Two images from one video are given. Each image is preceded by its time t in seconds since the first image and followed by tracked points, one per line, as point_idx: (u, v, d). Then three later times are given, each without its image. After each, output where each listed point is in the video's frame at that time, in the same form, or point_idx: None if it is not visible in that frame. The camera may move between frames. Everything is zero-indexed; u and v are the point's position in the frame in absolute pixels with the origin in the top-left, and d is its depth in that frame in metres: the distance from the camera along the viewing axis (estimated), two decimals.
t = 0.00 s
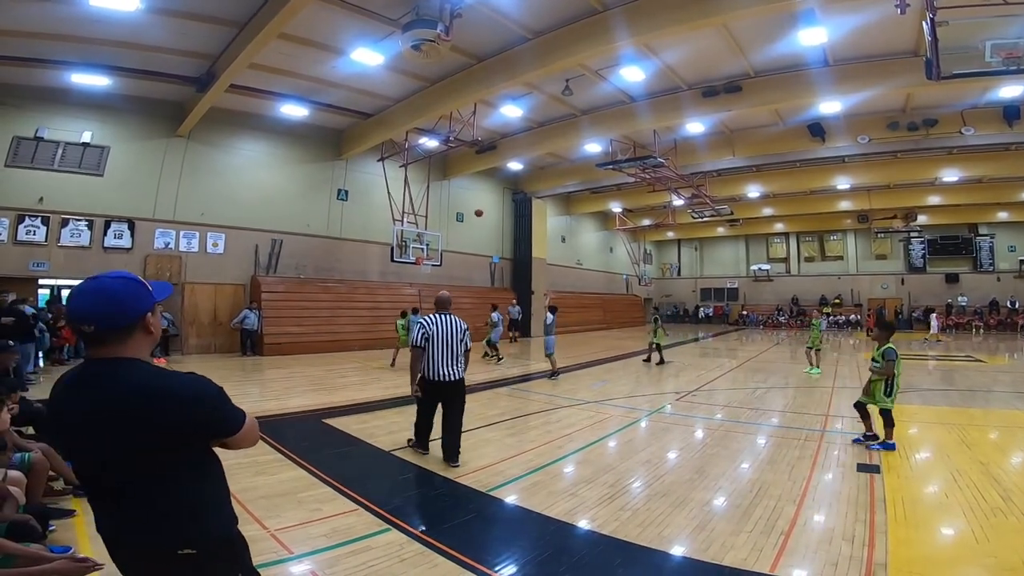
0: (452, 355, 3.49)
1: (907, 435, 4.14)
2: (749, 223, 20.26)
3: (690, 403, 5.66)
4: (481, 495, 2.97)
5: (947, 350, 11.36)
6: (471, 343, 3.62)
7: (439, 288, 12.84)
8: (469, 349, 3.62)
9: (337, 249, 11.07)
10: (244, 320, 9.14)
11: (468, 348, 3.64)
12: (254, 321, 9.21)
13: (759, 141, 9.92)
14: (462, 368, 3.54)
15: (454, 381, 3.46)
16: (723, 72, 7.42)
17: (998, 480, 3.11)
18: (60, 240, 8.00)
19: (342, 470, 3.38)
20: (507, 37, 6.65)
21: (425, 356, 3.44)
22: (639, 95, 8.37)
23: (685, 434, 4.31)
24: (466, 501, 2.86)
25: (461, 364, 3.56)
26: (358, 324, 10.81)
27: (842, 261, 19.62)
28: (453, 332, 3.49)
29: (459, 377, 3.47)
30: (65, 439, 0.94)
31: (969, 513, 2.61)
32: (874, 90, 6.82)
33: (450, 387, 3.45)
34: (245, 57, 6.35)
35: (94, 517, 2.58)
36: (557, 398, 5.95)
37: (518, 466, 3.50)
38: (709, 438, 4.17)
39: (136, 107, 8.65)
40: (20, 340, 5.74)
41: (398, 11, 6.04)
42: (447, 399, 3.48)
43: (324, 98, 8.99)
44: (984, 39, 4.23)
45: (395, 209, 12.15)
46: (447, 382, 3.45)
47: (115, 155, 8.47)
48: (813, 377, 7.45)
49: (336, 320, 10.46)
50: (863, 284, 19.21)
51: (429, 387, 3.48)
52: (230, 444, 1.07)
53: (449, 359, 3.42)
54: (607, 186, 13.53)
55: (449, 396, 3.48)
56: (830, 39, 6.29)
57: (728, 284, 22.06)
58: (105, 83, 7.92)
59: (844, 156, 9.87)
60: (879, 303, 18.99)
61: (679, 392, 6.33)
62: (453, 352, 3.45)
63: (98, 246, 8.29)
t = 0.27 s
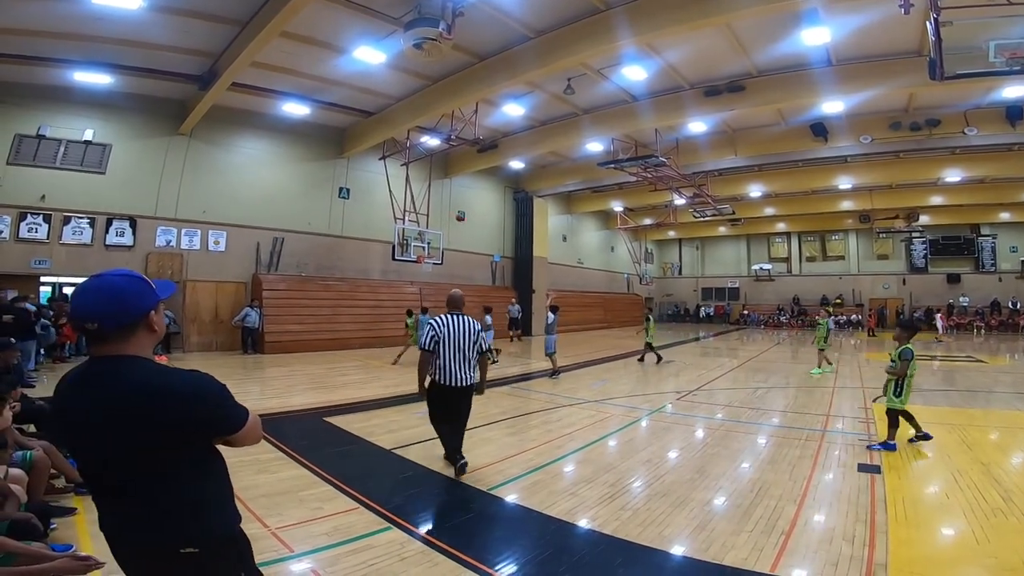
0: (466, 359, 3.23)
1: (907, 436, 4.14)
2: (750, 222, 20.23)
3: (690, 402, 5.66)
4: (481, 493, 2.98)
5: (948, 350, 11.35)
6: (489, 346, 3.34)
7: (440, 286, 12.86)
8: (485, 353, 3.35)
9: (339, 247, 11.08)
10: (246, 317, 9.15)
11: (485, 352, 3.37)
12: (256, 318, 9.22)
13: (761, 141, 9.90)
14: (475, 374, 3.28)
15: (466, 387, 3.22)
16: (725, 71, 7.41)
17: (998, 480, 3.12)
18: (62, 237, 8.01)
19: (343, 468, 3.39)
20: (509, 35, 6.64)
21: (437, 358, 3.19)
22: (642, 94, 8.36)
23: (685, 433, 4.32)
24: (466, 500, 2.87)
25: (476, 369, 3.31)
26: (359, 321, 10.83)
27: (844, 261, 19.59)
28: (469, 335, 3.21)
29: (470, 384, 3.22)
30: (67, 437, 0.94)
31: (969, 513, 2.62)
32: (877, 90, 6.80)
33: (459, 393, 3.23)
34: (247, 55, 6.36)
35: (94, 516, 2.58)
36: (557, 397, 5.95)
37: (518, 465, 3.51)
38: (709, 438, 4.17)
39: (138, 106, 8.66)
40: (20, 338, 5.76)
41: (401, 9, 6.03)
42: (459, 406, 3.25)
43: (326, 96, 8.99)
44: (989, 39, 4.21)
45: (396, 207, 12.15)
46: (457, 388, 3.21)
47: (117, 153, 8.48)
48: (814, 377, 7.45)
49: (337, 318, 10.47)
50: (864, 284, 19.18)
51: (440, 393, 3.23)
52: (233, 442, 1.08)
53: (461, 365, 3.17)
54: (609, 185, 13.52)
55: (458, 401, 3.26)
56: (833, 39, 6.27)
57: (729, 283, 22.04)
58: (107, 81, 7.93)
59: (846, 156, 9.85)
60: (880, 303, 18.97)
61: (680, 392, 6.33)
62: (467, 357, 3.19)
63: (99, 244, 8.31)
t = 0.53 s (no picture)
0: (481, 362, 2.96)
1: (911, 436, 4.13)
2: (753, 221, 20.19)
3: (692, 402, 5.66)
4: (484, 492, 2.98)
5: (951, 351, 11.32)
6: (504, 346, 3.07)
7: (442, 284, 12.87)
8: (501, 354, 3.08)
9: (341, 244, 11.09)
10: (248, 314, 9.17)
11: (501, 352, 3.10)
12: (258, 315, 9.24)
13: (765, 140, 9.87)
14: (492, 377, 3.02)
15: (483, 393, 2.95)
16: (730, 70, 7.38)
17: (1000, 480, 3.11)
18: (65, 234, 8.04)
19: (346, 466, 3.40)
20: (513, 33, 6.62)
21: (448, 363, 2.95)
22: (645, 92, 8.34)
23: (687, 432, 4.32)
24: (469, 499, 2.88)
25: (492, 372, 3.04)
26: (361, 319, 10.85)
27: (847, 260, 19.54)
28: (480, 335, 2.96)
29: (488, 390, 2.95)
30: (74, 435, 0.95)
31: (972, 514, 2.61)
32: (881, 89, 6.78)
33: (477, 401, 2.96)
34: (250, 53, 6.36)
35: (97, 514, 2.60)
36: (559, 396, 5.96)
37: (521, 464, 3.52)
38: (711, 437, 4.18)
39: (141, 102, 8.68)
40: (23, 334, 5.79)
41: (404, 6, 6.02)
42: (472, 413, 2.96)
43: (329, 93, 9.00)
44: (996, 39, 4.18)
45: (399, 205, 12.16)
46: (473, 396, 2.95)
47: (120, 150, 8.49)
48: (816, 377, 7.44)
49: (340, 315, 10.49)
50: (867, 284, 19.13)
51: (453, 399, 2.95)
52: (239, 442, 1.08)
53: (476, 369, 2.90)
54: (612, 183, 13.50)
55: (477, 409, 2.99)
56: (838, 38, 6.24)
57: (731, 282, 22.01)
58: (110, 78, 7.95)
59: (849, 156, 9.81)
60: (882, 303, 18.92)
61: (682, 391, 6.33)
62: (482, 361, 2.92)
63: (102, 241, 8.33)
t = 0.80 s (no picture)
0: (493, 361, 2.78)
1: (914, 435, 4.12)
2: (757, 219, 20.10)
3: (694, 399, 5.67)
4: (487, 488, 3.00)
5: (954, 350, 11.28)
6: (523, 345, 2.80)
7: (444, 279, 12.88)
8: (521, 353, 2.82)
9: (345, 239, 11.11)
10: (251, 309, 9.21)
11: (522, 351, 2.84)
12: (261, 310, 9.27)
13: (770, 137, 9.81)
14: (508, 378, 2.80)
15: (499, 395, 2.76)
16: (735, 68, 7.34)
17: (1001, 480, 3.11)
18: (70, 228, 8.08)
19: (349, 462, 3.42)
20: (518, 29, 6.60)
21: (461, 362, 2.84)
22: (650, 89, 8.30)
23: (689, 430, 4.33)
24: (472, 495, 2.89)
25: (511, 372, 2.83)
26: (364, 314, 10.88)
27: (851, 259, 19.46)
28: (491, 332, 2.79)
29: (501, 390, 2.75)
30: (84, 429, 0.97)
31: (974, 514, 2.61)
32: (887, 88, 6.73)
33: (492, 402, 2.78)
34: (255, 48, 6.36)
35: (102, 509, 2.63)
36: (562, 392, 5.98)
37: (523, 460, 3.54)
38: (713, 435, 4.18)
39: (146, 98, 8.69)
40: (29, 328, 5.83)
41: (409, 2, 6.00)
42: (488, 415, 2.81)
43: (334, 89, 8.99)
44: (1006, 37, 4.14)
45: (402, 200, 12.16)
46: (491, 397, 2.79)
47: (125, 145, 8.52)
48: (819, 376, 7.43)
49: (343, 310, 10.53)
50: (871, 282, 19.05)
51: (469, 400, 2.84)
52: (245, 438, 1.09)
53: (485, 368, 2.74)
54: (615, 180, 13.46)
55: (497, 412, 2.80)
56: (846, 36, 6.19)
57: (734, 280, 21.95)
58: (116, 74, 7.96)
59: (855, 154, 9.75)
60: (886, 302, 18.86)
61: (684, 388, 6.34)
62: (492, 360, 2.75)
63: (107, 235, 8.37)
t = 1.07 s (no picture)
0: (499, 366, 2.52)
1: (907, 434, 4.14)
2: (755, 217, 20.13)
3: (689, 396, 5.69)
4: (480, 484, 3.00)
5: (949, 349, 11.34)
6: (531, 353, 2.44)
7: (441, 275, 12.87)
8: (529, 361, 2.47)
9: (341, 235, 11.07)
10: (247, 304, 9.18)
11: (532, 358, 2.48)
12: (257, 305, 9.25)
13: (769, 135, 9.80)
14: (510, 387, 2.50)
15: (500, 404, 2.50)
16: (734, 65, 7.32)
17: (992, 479, 3.13)
18: (65, 223, 8.03)
19: (342, 457, 3.42)
20: (516, 26, 6.57)
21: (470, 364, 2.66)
22: (649, 87, 8.29)
23: (684, 427, 4.34)
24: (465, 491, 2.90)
25: (519, 381, 2.51)
26: (361, 309, 10.87)
27: (848, 257, 19.53)
28: (500, 334, 2.51)
29: (504, 399, 2.49)
30: (67, 422, 0.96)
31: (965, 514, 2.62)
32: (885, 86, 6.74)
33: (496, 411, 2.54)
34: (251, 43, 6.31)
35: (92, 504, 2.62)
36: (558, 389, 5.98)
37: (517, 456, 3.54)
38: (708, 432, 4.20)
39: (141, 92, 8.63)
40: (23, 323, 5.81)
41: None
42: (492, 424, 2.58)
43: (331, 85, 8.94)
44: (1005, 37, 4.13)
45: (399, 196, 12.13)
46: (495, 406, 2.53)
47: (120, 140, 8.46)
48: (815, 374, 7.46)
49: (339, 305, 10.51)
50: (868, 281, 19.12)
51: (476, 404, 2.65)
52: (230, 431, 1.09)
53: (487, 373, 2.50)
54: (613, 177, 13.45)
55: (502, 423, 2.55)
56: (845, 34, 6.18)
57: (732, 277, 21.99)
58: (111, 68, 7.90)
59: (853, 153, 9.76)
60: (882, 301, 18.94)
61: (680, 385, 6.36)
62: (492, 365, 2.50)
63: (102, 230, 8.33)
